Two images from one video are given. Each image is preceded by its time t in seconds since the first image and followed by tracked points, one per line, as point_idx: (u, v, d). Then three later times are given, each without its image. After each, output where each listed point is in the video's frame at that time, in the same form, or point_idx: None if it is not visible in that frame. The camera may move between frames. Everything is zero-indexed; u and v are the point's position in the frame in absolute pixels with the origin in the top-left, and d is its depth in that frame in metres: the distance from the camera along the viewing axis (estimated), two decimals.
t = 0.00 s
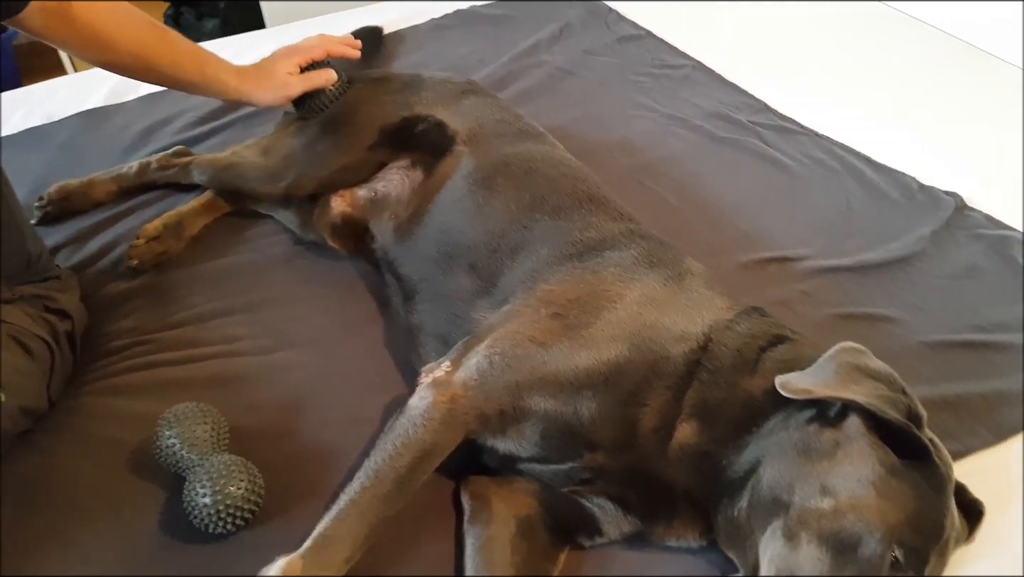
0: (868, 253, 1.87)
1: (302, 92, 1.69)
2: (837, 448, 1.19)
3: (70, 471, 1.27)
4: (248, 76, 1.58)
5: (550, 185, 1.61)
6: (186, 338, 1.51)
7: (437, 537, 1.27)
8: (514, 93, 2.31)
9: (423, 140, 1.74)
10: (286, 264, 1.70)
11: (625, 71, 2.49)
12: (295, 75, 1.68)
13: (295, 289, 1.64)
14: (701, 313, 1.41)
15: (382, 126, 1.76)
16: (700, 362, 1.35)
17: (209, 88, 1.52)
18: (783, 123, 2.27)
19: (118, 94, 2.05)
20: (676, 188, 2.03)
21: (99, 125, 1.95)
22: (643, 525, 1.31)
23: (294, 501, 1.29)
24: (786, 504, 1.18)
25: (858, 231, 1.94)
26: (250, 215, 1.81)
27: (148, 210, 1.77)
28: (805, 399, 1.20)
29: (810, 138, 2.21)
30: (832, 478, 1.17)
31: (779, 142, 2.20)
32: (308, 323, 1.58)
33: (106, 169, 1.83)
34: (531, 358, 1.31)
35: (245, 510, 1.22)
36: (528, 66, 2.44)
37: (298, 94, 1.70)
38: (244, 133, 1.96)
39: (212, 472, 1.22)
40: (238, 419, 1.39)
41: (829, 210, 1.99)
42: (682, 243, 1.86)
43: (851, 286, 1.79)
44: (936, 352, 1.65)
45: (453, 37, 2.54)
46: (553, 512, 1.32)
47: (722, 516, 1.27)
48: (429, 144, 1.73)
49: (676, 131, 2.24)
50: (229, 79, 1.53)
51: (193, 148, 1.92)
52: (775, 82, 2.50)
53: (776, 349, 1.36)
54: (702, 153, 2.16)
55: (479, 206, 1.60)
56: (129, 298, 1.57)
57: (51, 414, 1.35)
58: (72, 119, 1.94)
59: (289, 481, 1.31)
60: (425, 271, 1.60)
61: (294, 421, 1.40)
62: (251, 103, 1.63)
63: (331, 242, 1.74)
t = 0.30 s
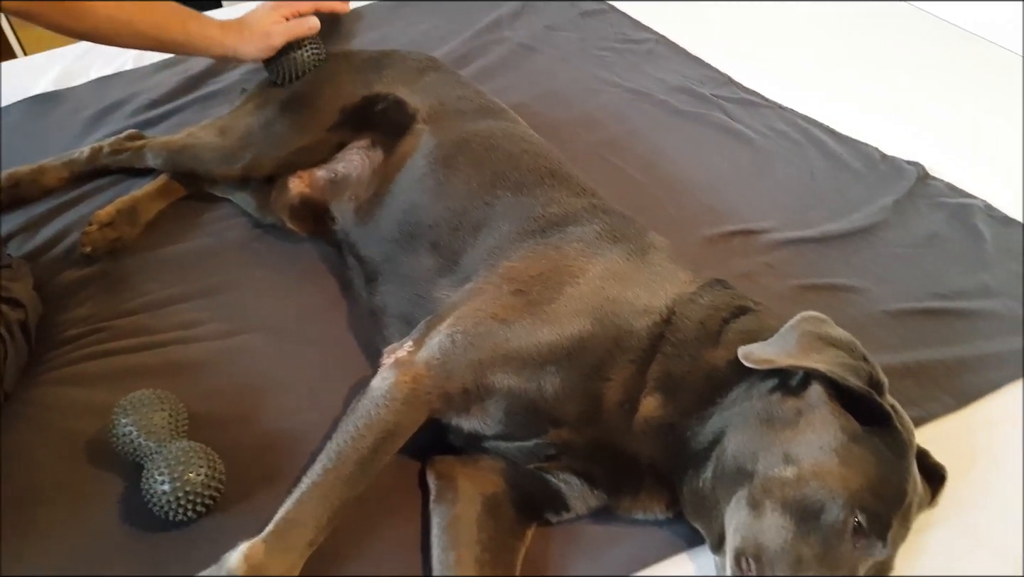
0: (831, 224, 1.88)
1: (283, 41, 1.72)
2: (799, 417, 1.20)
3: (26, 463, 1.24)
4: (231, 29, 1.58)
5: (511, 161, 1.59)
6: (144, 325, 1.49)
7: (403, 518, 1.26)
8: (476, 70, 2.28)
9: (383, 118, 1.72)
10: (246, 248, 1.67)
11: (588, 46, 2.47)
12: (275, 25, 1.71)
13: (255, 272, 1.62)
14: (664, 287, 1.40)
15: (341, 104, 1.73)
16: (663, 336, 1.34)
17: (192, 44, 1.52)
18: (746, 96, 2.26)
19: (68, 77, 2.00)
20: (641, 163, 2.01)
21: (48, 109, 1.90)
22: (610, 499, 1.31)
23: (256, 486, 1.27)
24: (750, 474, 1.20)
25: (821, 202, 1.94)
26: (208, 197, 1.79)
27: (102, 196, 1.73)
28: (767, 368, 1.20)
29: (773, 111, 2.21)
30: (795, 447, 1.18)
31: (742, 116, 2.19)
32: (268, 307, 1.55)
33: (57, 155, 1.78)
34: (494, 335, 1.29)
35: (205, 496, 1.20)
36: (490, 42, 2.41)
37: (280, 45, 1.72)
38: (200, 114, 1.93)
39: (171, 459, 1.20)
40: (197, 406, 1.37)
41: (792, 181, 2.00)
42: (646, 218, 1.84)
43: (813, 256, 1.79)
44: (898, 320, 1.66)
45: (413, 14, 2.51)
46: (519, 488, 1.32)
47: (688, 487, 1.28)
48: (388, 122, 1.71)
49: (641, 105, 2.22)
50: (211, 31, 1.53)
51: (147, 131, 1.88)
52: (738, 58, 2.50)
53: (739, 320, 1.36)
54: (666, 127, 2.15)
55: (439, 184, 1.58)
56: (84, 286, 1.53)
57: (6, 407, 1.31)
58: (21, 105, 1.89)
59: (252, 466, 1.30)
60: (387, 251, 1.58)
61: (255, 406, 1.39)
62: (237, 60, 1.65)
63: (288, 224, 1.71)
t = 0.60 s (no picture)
0: (801, 194, 1.88)
1: None
2: (771, 387, 1.20)
3: None
4: None
5: (478, 139, 1.57)
6: (109, 314, 1.46)
7: (377, 501, 1.25)
8: (443, 48, 2.25)
9: (349, 100, 1.69)
10: (211, 233, 1.65)
11: (556, 22, 2.45)
12: None
13: (222, 258, 1.60)
14: (634, 262, 1.39)
15: (305, 86, 1.70)
16: (634, 311, 1.34)
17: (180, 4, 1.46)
18: (715, 69, 2.25)
19: (23, 67, 1.92)
20: (610, 139, 2.00)
21: (5, 97, 1.85)
22: (584, 476, 1.31)
23: (227, 473, 1.26)
24: (723, 446, 1.20)
25: (791, 174, 1.94)
26: (172, 182, 1.77)
27: (63, 184, 1.69)
28: (739, 340, 1.19)
29: (743, 84, 2.20)
30: (767, 418, 1.18)
31: (712, 89, 2.18)
32: (236, 292, 1.53)
33: (16, 143, 1.74)
34: (463, 315, 1.28)
35: (174, 485, 1.19)
36: (457, 20, 2.38)
37: None
38: (162, 99, 1.89)
39: (138, 448, 1.19)
40: (164, 394, 1.35)
41: (763, 153, 1.99)
42: (617, 194, 1.83)
43: (784, 228, 1.79)
44: (869, 291, 1.66)
45: None
46: (493, 467, 1.32)
47: (662, 461, 1.28)
48: (354, 104, 1.69)
49: (611, 82, 2.20)
50: None
51: (107, 118, 1.84)
52: (707, 32, 2.48)
53: (709, 293, 1.36)
54: (635, 102, 2.13)
55: (405, 165, 1.56)
56: (47, 276, 1.50)
57: None
58: None
59: (223, 453, 1.29)
60: (355, 234, 1.56)
61: (224, 392, 1.37)
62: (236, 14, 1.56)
63: (254, 208, 1.68)
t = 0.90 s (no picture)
0: (775, 164, 1.87)
1: None
2: (743, 357, 1.19)
3: None
4: None
5: (445, 112, 1.55)
6: (71, 298, 1.43)
7: (349, 480, 1.25)
8: (411, 21, 2.21)
9: (311, 76, 1.67)
10: (176, 214, 1.62)
11: None
12: None
13: (187, 240, 1.57)
14: (605, 234, 1.37)
15: (266, 61, 1.66)
16: (605, 284, 1.32)
17: None
18: (686, 40, 2.23)
19: None
20: (580, 112, 1.98)
21: None
22: (558, 450, 1.31)
23: (196, 457, 1.25)
24: (695, 416, 1.20)
25: (763, 144, 1.93)
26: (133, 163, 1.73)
27: (21, 167, 1.66)
28: (710, 310, 1.18)
29: (715, 54, 2.18)
30: (739, 387, 1.18)
31: (684, 60, 2.16)
32: (201, 274, 1.51)
33: None
34: (431, 291, 1.26)
35: (140, 470, 1.18)
36: None
37: None
38: (122, 78, 1.85)
39: (101, 432, 1.17)
40: (129, 378, 1.33)
41: (735, 123, 1.98)
42: (588, 166, 1.81)
43: (757, 198, 1.78)
44: (840, 260, 1.66)
45: None
46: (465, 443, 1.31)
47: (634, 433, 1.28)
48: (317, 80, 1.66)
49: (582, 54, 2.17)
50: None
51: (65, 97, 1.79)
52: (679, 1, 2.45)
53: (681, 264, 1.35)
54: (607, 74, 2.11)
55: (371, 141, 1.54)
56: (7, 261, 1.47)
57: None
58: None
59: (191, 437, 1.28)
60: (321, 212, 1.54)
61: (192, 375, 1.36)
62: None
63: (218, 186, 1.66)
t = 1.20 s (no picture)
0: (749, 133, 1.86)
1: None
2: (716, 325, 1.19)
3: None
4: None
5: (413, 83, 1.52)
6: (34, 279, 1.41)
7: (321, 456, 1.23)
8: None
9: (276, 48, 1.63)
10: (140, 191, 1.59)
11: None
12: None
13: (152, 217, 1.54)
14: (578, 205, 1.35)
15: (230, 32, 1.63)
16: (578, 255, 1.30)
17: None
18: (660, 9, 2.20)
19: None
20: (553, 82, 1.95)
21: None
22: (532, 422, 1.30)
23: (164, 435, 1.24)
24: (669, 385, 1.19)
25: (737, 113, 1.91)
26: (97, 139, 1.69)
27: None
28: (683, 279, 1.18)
29: (689, 23, 2.16)
30: (712, 355, 1.17)
31: (658, 30, 2.14)
32: (168, 252, 1.49)
33: None
34: (400, 264, 1.24)
35: (107, 450, 1.16)
36: None
37: None
38: (83, 53, 1.80)
39: (65, 412, 1.15)
40: (95, 358, 1.31)
41: (710, 93, 1.96)
42: (561, 138, 1.79)
43: (731, 169, 1.77)
44: (814, 228, 1.65)
45: None
46: (437, 418, 1.29)
47: (608, 404, 1.28)
48: (283, 53, 1.63)
49: (554, 24, 2.14)
50: None
51: (23, 73, 1.75)
52: None
53: (654, 234, 1.34)
54: (580, 44, 2.08)
55: (338, 112, 1.51)
56: None
57: None
58: None
59: (159, 415, 1.26)
60: (288, 186, 1.51)
61: (159, 353, 1.34)
62: None
63: (184, 162, 1.62)
